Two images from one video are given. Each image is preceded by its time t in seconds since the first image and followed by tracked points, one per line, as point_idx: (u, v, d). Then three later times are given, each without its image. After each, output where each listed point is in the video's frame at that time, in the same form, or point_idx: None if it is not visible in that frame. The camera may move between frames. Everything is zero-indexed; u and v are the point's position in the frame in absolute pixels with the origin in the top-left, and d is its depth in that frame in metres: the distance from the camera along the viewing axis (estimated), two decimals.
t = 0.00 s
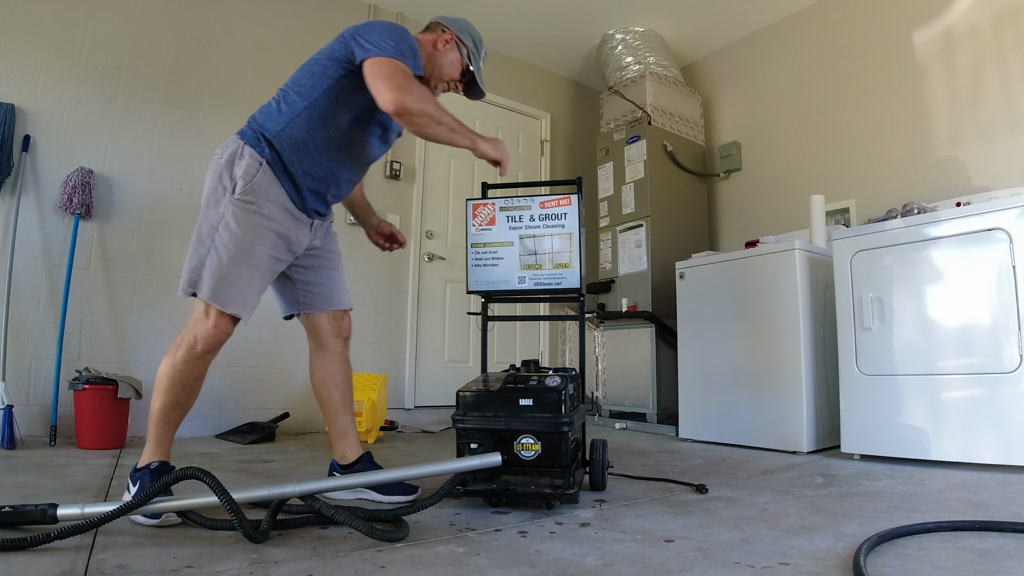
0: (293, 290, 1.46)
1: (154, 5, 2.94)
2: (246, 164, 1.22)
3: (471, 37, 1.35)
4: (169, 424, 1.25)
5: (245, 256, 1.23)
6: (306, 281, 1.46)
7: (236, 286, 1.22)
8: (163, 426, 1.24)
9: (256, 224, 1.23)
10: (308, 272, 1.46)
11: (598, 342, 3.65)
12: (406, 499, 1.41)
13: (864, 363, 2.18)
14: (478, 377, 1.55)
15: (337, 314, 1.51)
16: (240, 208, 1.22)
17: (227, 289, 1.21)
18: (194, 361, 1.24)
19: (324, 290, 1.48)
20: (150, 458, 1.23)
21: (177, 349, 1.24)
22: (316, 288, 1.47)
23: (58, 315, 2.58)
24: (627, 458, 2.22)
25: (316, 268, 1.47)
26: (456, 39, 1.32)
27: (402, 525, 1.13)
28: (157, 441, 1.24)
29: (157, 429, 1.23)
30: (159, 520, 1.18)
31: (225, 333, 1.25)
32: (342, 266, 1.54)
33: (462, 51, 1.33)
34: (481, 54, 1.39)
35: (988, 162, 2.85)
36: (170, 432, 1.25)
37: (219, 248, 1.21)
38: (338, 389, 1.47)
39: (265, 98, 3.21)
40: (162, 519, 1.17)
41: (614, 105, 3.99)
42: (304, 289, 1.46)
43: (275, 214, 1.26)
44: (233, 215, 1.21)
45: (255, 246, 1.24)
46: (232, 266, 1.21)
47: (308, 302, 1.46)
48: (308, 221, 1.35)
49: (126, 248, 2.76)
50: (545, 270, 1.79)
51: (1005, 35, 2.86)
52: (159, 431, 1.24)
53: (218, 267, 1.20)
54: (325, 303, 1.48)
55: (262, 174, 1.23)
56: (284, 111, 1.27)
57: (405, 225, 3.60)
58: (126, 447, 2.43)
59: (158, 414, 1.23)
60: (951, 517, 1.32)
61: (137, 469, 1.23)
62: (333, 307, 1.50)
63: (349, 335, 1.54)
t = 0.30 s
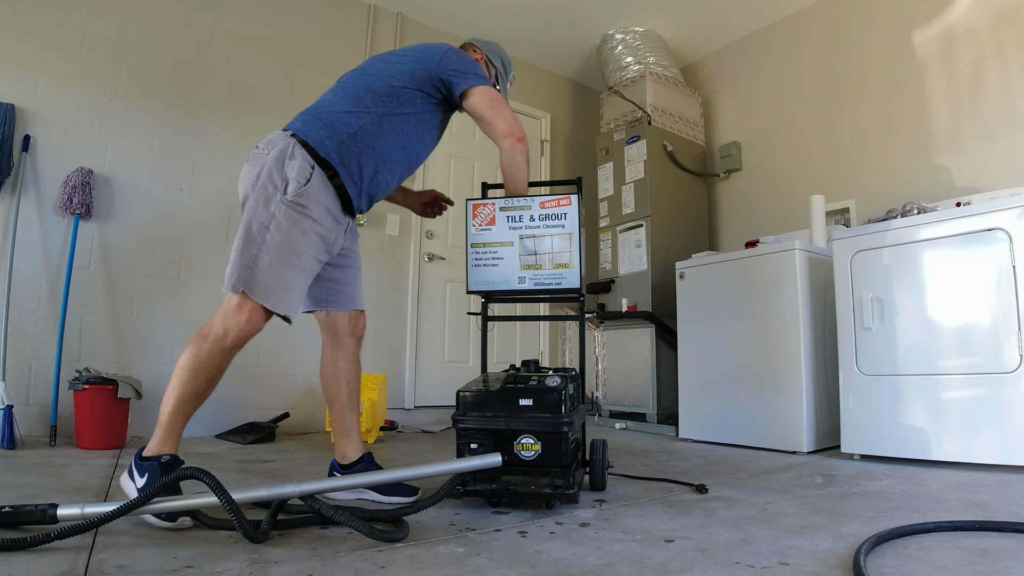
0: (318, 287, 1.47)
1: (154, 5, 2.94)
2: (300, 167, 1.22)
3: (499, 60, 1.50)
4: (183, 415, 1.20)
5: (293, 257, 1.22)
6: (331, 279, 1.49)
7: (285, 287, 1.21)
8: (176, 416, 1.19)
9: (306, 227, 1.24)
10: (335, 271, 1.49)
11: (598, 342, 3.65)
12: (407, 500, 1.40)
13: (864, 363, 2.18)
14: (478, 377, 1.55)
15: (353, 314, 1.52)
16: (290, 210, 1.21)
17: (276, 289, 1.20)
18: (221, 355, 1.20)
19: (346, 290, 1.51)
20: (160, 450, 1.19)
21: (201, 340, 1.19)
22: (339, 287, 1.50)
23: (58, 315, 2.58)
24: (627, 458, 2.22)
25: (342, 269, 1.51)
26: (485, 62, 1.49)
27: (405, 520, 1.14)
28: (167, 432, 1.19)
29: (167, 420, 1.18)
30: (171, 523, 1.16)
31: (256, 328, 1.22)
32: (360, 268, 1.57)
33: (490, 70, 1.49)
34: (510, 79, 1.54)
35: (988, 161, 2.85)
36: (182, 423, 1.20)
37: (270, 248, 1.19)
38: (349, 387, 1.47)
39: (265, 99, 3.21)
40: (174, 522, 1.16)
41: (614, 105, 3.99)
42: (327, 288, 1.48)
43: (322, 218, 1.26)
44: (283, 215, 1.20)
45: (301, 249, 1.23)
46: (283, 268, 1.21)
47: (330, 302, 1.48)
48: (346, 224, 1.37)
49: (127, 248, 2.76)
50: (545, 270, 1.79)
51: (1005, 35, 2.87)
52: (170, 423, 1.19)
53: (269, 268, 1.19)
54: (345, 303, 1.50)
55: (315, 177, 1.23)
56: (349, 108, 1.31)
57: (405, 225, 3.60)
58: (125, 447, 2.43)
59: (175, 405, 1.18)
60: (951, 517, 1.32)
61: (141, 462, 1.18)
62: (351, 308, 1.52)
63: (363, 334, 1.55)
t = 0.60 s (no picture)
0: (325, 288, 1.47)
1: (153, 5, 2.93)
2: (317, 159, 1.23)
3: (509, 59, 1.50)
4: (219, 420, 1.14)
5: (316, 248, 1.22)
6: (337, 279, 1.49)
7: (311, 279, 1.21)
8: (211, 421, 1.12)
9: (328, 219, 1.24)
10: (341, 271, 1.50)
11: (598, 342, 3.65)
12: (408, 501, 1.40)
13: (864, 363, 2.18)
14: (478, 377, 1.55)
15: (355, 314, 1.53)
16: (312, 200, 1.21)
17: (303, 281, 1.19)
18: (255, 351, 1.16)
19: (352, 290, 1.53)
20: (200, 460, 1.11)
21: (236, 337, 1.14)
22: (346, 288, 1.51)
23: (59, 315, 2.58)
24: (627, 458, 2.22)
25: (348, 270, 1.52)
26: (497, 56, 1.47)
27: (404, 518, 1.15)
28: (204, 438, 1.12)
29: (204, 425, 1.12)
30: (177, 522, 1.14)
31: (291, 321, 1.20)
32: (364, 268, 1.58)
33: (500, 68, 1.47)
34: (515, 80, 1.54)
35: (988, 162, 2.85)
36: (219, 428, 1.13)
37: (295, 239, 1.18)
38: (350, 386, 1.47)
39: (265, 99, 3.21)
40: (177, 521, 1.13)
41: (614, 105, 3.99)
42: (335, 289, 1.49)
43: (342, 209, 1.27)
44: (306, 205, 1.20)
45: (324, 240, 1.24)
46: (307, 260, 1.20)
47: (337, 302, 1.49)
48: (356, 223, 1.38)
49: (126, 248, 2.76)
50: (545, 270, 1.79)
51: (1005, 35, 2.86)
52: (205, 428, 1.12)
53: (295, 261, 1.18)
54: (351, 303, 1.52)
55: (332, 170, 1.24)
56: (355, 108, 1.31)
57: (405, 225, 3.60)
58: (126, 447, 2.43)
59: (210, 408, 1.12)
60: (951, 517, 1.32)
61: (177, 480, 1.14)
62: (356, 309, 1.53)
63: (365, 334, 1.56)
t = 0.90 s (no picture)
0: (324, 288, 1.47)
1: (153, 5, 2.93)
2: (290, 158, 1.23)
3: (509, 30, 1.30)
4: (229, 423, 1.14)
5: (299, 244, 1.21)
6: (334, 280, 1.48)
7: (296, 276, 1.20)
8: (220, 422, 1.12)
9: (308, 212, 1.23)
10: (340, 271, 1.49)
11: (598, 342, 3.65)
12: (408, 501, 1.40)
13: (864, 363, 2.18)
14: (478, 377, 1.55)
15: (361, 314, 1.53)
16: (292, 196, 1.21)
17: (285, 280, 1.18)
18: (257, 353, 1.16)
19: (354, 289, 1.51)
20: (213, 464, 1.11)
21: (239, 337, 1.15)
22: (346, 288, 1.49)
23: (59, 315, 2.58)
24: (627, 458, 2.22)
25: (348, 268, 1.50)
26: (492, 30, 1.31)
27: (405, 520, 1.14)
28: (215, 441, 1.12)
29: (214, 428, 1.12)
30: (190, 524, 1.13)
31: (290, 316, 1.20)
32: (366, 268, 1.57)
33: (495, 42, 1.30)
34: (525, 50, 1.32)
35: (987, 162, 2.85)
36: (228, 430, 1.13)
37: (273, 238, 1.18)
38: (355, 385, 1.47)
39: (265, 99, 3.21)
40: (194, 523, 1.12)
41: (614, 105, 3.99)
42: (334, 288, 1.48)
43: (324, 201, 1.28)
44: (285, 202, 1.20)
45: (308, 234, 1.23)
46: (290, 254, 1.20)
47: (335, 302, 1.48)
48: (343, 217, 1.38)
49: (126, 249, 2.76)
50: (545, 270, 1.79)
51: (1005, 35, 2.86)
52: (215, 430, 1.12)
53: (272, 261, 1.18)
54: (353, 302, 1.50)
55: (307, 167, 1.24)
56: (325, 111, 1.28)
57: (405, 225, 3.60)
58: (126, 447, 2.43)
59: (218, 409, 1.12)
60: (951, 517, 1.32)
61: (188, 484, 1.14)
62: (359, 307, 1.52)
63: (372, 335, 1.56)
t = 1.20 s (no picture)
0: (312, 286, 1.48)
1: (154, 4, 2.93)
2: (256, 159, 1.25)
3: (502, 31, 1.29)
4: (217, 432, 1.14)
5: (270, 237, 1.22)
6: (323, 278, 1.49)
7: (270, 269, 1.21)
8: (207, 431, 1.12)
9: (278, 210, 1.25)
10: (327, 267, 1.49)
11: (598, 342, 3.65)
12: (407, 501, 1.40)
13: (864, 363, 2.18)
14: (478, 377, 1.55)
15: (357, 312, 1.52)
16: (258, 194, 1.22)
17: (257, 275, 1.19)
18: (239, 356, 1.16)
19: (343, 285, 1.51)
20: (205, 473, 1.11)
21: (219, 342, 1.15)
22: (335, 285, 1.50)
23: (58, 315, 2.58)
24: (627, 458, 2.22)
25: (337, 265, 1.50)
26: (484, 33, 1.28)
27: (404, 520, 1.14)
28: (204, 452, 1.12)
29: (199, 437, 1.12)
30: (187, 527, 1.13)
31: (270, 316, 1.19)
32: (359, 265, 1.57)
33: (489, 46, 1.29)
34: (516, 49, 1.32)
35: (988, 162, 2.85)
36: (216, 438, 1.13)
37: (243, 235, 1.20)
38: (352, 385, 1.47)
39: (265, 98, 3.21)
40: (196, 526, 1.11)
41: (614, 105, 3.99)
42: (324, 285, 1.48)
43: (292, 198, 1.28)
44: (251, 201, 1.21)
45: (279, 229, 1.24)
46: (261, 250, 1.20)
47: (324, 301, 1.49)
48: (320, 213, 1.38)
49: (126, 249, 2.75)
50: (545, 270, 1.79)
51: (1005, 35, 2.86)
52: (202, 441, 1.12)
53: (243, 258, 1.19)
54: (342, 300, 1.50)
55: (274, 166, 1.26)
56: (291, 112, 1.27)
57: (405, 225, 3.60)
58: (126, 447, 2.43)
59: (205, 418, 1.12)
60: (951, 517, 1.32)
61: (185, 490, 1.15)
62: (353, 304, 1.51)
63: (372, 334, 1.55)
